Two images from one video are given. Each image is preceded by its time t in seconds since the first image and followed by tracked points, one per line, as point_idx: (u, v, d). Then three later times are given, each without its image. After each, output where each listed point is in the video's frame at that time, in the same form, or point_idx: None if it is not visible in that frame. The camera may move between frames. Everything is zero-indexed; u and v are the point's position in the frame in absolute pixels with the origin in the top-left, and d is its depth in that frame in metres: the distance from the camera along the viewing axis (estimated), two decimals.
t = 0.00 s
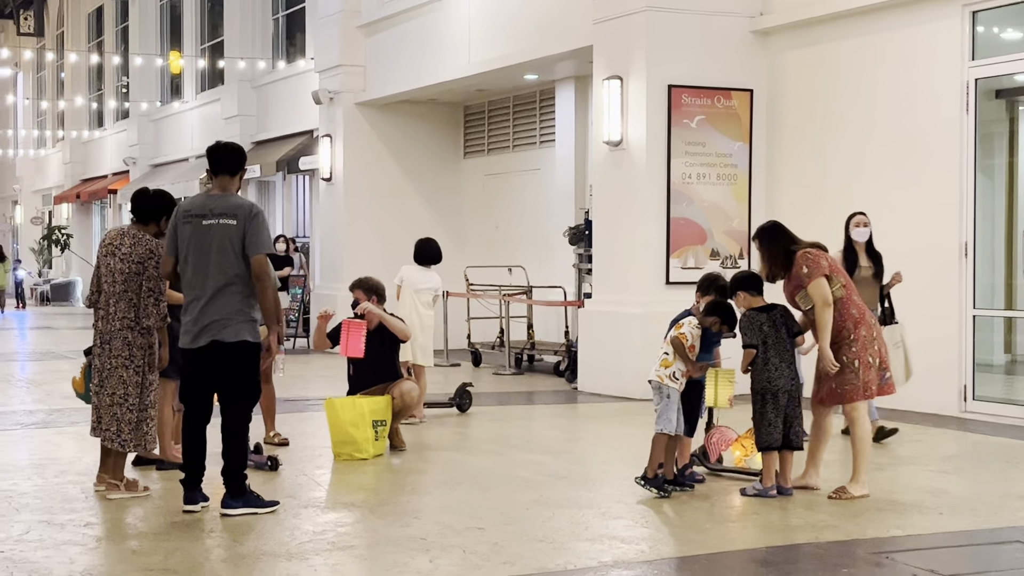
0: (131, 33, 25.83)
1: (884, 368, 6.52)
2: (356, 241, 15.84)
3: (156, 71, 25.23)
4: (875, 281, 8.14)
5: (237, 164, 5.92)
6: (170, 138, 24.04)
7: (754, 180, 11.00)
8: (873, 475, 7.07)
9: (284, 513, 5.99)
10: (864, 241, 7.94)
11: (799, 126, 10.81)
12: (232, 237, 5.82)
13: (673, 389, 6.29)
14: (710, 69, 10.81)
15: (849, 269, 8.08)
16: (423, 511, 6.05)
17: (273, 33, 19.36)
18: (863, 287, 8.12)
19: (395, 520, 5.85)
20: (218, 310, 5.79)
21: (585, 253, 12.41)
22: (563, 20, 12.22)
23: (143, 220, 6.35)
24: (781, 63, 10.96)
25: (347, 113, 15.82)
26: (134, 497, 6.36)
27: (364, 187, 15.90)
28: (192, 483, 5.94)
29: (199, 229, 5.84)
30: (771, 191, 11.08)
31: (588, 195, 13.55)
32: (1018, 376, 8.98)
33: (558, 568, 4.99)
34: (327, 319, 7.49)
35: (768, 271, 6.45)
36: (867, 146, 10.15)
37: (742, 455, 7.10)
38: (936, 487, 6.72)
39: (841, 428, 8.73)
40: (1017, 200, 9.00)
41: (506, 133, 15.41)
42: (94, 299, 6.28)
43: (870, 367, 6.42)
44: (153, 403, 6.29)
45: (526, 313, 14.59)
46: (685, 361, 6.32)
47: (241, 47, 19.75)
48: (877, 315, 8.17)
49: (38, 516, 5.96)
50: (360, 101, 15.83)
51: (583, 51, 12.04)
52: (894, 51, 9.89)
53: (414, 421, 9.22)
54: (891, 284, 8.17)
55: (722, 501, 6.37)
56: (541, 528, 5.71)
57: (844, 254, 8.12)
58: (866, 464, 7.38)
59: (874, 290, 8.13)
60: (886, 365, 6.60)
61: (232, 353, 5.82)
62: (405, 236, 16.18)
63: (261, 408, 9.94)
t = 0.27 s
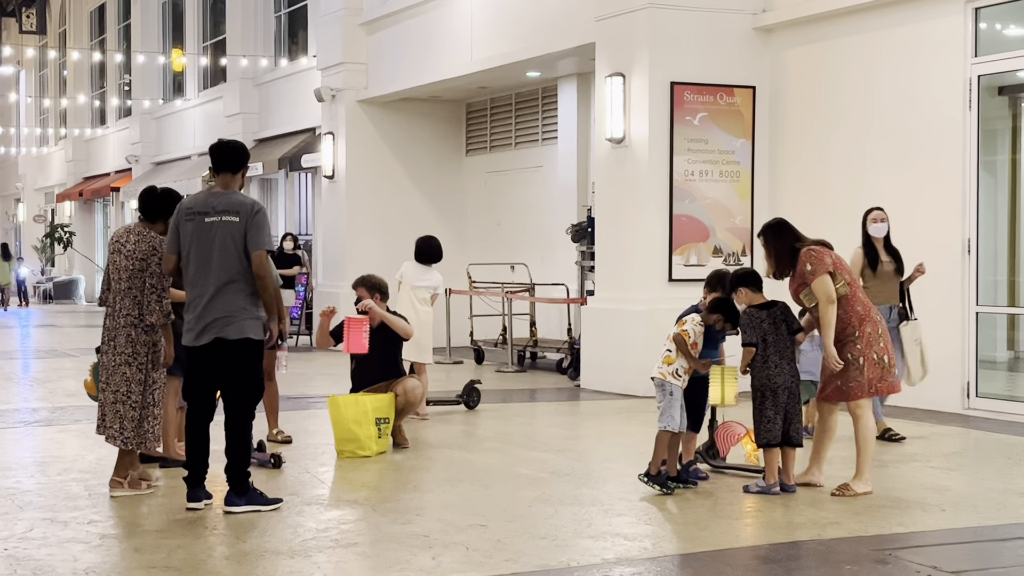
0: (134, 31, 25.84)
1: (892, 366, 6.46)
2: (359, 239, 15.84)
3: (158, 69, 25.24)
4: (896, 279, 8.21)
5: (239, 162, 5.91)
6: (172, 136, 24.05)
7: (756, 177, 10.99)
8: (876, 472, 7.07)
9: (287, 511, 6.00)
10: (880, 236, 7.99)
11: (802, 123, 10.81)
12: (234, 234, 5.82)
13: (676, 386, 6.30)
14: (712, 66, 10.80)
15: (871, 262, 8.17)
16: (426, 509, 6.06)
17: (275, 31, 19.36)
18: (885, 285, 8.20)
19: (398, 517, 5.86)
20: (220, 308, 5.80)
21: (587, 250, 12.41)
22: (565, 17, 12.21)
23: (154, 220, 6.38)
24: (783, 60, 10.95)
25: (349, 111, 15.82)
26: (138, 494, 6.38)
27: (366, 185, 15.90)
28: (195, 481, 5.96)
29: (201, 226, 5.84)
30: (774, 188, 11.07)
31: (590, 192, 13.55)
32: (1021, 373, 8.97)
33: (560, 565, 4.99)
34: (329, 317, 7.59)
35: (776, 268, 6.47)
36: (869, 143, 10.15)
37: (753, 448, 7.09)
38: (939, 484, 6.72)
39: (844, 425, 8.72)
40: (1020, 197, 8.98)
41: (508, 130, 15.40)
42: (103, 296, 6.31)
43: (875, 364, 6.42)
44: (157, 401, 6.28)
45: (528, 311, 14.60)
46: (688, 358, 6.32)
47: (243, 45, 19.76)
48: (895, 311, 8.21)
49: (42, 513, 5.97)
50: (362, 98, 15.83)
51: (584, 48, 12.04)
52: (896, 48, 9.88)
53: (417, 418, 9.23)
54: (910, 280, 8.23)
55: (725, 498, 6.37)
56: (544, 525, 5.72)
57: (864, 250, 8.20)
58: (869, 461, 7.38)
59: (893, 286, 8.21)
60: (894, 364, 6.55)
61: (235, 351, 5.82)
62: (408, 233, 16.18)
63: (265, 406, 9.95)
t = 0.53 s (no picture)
0: (136, 29, 25.84)
1: (886, 359, 6.49)
2: (361, 236, 15.84)
3: (160, 68, 25.26)
4: (914, 276, 8.17)
5: (240, 160, 5.91)
6: (174, 134, 24.07)
7: (758, 174, 10.98)
8: (878, 468, 7.07)
9: (289, 509, 6.00)
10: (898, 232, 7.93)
11: (803, 120, 10.80)
12: (236, 232, 5.82)
13: (678, 384, 6.33)
14: (714, 63, 10.79)
15: (890, 260, 8.09)
16: (427, 506, 6.06)
17: (277, 29, 19.37)
18: (903, 281, 8.14)
19: (399, 515, 5.86)
20: (222, 306, 5.80)
21: (589, 247, 12.40)
22: (567, 15, 12.21)
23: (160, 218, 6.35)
24: (784, 57, 10.95)
25: (351, 109, 15.82)
26: (143, 492, 6.39)
27: (368, 182, 15.89)
28: (198, 479, 5.97)
29: (201, 224, 5.84)
30: (776, 186, 11.07)
31: (592, 190, 13.54)
32: None
33: (562, 563, 4.99)
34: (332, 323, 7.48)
35: (768, 267, 6.45)
36: (870, 140, 10.14)
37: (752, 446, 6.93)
38: (941, 481, 6.71)
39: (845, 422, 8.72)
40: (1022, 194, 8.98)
41: (510, 128, 15.40)
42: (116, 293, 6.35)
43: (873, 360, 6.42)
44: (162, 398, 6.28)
45: (530, 308, 14.60)
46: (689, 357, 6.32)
47: (245, 43, 19.76)
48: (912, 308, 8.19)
49: (44, 511, 5.97)
50: (363, 96, 15.83)
51: (587, 46, 12.03)
52: (898, 45, 9.87)
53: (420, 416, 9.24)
54: (928, 278, 8.16)
55: (726, 495, 6.36)
56: (545, 523, 5.72)
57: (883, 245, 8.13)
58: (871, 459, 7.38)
59: (911, 282, 8.15)
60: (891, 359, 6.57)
61: (237, 349, 5.82)
62: (409, 231, 16.18)
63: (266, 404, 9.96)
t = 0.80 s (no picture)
0: (136, 28, 25.85)
1: (884, 357, 6.49)
2: (362, 235, 15.84)
3: (160, 67, 25.27)
4: (939, 273, 7.94)
5: (241, 159, 5.91)
6: (175, 133, 24.07)
7: (759, 173, 10.97)
8: (879, 466, 7.07)
9: (289, 507, 6.00)
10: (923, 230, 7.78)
11: (804, 119, 10.80)
12: (237, 231, 5.82)
13: (677, 382, 6.33)
14: (715, 61, 10.78)
15: (912, 259, 7.94)
16: (428, 505, 6.06)
17: (277, 27, 19.37)
18: (928, 281, 7.93)
19: (399, 514, 5.86)
20: (222, 305, 5.79)
21: (590, 245, 12.39)
22: (568, 14, 12.22)
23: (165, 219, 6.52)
24: (785, 55, 10.94)
25: (351, 108, 15.81)
26: (144, 490, 6.40)
27: (369, 181, 15.89)
28: (199, 478, 5.97)
29: (202, 222, 5.83)
30: (777, 184, 11.07)
31: (593, 188, 13.54)
32: None
33: (563, 561, 4.98)
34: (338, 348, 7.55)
35: (765, 264, 6.42)
36: (871, 139, 10.14)
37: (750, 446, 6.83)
38: (942, 479, 6.71)
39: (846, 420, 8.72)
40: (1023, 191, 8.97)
41: (511, 126, 15.40)
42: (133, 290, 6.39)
43: (871, 358, 6.42)
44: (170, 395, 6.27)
45: (531, 307, 14.61)
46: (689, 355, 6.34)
47: (245, 42, 19.76)
48: (939, 309, 7.94)
49: (45, 511, 5.97)
50: (364, 94, 15.82)
51: (587, 44, 12.03)
52: (898, 43, 9.87)
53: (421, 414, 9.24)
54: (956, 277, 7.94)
55: (727, 493, 6.36)
56: (546, 521, 5.72)
57: (906, 243, 7.99)
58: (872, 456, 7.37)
59: (938, 282, 7.93)
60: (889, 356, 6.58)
61: (237, 347, 5.82)
62: (410, 230, 16.17)
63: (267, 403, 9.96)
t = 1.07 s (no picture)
0: (135, 27, 25.83)
1: (886, 357, 6.47)
2: (361, 233, 15.84)
3: (159, 66, 25.26)
4: (960, 272, 7.73)
5: (240, 158, 5.92)
6: (174, 132, 24.05)
7: (758, 171, 10.97)
8: (879, 464, 7.07)
9: (289, 506, 6.00)
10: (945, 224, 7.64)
11: (803, 117, 10.80)
12: (235, 230, 5.82)
13: (676, 380, 6.33)
14: (713, 59, 10.78)
15: (933, 254, 7.75)
16: (428, 503, 6.06)
17: (276, 26, 19.36)
18: (949, 279, 7.73)
19: (399, 512, 5.86)
20: (220, 304, 5.79)
21: (590, 244, 12.38)
22: (566, 12, 12.21)
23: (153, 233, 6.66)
24: (784, 53, 10.94)
25: (350, 106, 15.81)
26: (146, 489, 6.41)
27: (368, 180, 15.88)
28: (198, 477, 5.97)
29: (201, 221, 5.83)
30: (775, 182, 11.08)
31: (592, 186, 13.53)
32: None
33: (563, 559, 4.98)
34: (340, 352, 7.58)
35: (770, 258, 6.44)
36: (870, 137, 10.14)
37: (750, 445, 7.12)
38: (943, 476, 6.71)
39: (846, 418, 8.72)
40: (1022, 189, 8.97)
41: (510, 125, 15.39)
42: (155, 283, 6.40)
43: (873, 357, 6.40)
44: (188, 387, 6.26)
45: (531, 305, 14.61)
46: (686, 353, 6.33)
47: (244, 41, 19.74)
48: (962, 306, 7.75)
49: (45, 510, 5.97)
50: (363, 93, 15.81)
51: (586, 42, 12.03)
52: (897, 41, 9.87)
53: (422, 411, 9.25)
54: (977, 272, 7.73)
55: (727, 491, 6.36)
56: (546, 519, 5.72)
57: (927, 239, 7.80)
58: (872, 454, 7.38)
59: (961, 279, 7.73)
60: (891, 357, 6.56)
61: (236, 346, 5.83)
62: (410, 228, 16.17)
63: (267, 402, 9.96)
